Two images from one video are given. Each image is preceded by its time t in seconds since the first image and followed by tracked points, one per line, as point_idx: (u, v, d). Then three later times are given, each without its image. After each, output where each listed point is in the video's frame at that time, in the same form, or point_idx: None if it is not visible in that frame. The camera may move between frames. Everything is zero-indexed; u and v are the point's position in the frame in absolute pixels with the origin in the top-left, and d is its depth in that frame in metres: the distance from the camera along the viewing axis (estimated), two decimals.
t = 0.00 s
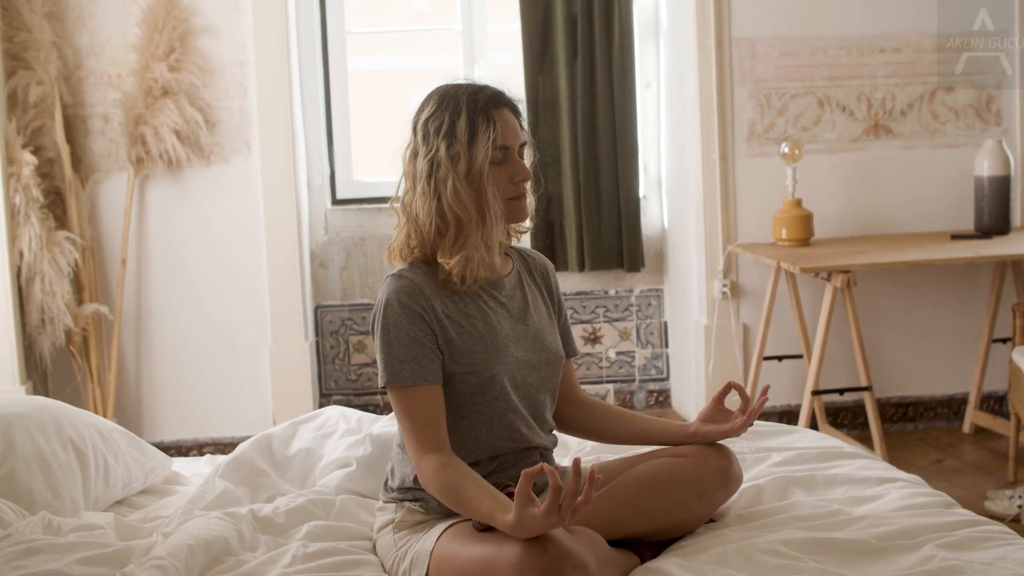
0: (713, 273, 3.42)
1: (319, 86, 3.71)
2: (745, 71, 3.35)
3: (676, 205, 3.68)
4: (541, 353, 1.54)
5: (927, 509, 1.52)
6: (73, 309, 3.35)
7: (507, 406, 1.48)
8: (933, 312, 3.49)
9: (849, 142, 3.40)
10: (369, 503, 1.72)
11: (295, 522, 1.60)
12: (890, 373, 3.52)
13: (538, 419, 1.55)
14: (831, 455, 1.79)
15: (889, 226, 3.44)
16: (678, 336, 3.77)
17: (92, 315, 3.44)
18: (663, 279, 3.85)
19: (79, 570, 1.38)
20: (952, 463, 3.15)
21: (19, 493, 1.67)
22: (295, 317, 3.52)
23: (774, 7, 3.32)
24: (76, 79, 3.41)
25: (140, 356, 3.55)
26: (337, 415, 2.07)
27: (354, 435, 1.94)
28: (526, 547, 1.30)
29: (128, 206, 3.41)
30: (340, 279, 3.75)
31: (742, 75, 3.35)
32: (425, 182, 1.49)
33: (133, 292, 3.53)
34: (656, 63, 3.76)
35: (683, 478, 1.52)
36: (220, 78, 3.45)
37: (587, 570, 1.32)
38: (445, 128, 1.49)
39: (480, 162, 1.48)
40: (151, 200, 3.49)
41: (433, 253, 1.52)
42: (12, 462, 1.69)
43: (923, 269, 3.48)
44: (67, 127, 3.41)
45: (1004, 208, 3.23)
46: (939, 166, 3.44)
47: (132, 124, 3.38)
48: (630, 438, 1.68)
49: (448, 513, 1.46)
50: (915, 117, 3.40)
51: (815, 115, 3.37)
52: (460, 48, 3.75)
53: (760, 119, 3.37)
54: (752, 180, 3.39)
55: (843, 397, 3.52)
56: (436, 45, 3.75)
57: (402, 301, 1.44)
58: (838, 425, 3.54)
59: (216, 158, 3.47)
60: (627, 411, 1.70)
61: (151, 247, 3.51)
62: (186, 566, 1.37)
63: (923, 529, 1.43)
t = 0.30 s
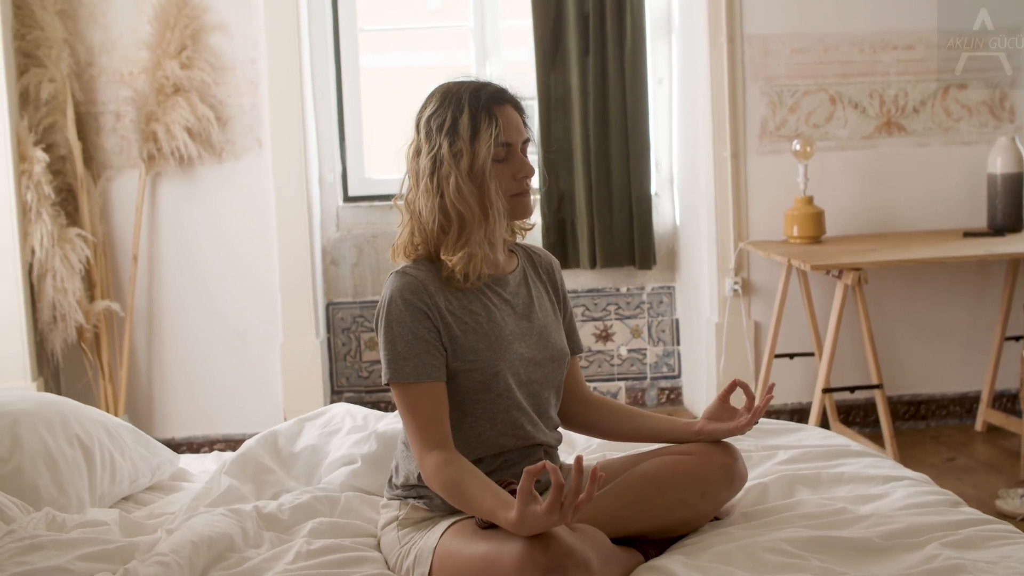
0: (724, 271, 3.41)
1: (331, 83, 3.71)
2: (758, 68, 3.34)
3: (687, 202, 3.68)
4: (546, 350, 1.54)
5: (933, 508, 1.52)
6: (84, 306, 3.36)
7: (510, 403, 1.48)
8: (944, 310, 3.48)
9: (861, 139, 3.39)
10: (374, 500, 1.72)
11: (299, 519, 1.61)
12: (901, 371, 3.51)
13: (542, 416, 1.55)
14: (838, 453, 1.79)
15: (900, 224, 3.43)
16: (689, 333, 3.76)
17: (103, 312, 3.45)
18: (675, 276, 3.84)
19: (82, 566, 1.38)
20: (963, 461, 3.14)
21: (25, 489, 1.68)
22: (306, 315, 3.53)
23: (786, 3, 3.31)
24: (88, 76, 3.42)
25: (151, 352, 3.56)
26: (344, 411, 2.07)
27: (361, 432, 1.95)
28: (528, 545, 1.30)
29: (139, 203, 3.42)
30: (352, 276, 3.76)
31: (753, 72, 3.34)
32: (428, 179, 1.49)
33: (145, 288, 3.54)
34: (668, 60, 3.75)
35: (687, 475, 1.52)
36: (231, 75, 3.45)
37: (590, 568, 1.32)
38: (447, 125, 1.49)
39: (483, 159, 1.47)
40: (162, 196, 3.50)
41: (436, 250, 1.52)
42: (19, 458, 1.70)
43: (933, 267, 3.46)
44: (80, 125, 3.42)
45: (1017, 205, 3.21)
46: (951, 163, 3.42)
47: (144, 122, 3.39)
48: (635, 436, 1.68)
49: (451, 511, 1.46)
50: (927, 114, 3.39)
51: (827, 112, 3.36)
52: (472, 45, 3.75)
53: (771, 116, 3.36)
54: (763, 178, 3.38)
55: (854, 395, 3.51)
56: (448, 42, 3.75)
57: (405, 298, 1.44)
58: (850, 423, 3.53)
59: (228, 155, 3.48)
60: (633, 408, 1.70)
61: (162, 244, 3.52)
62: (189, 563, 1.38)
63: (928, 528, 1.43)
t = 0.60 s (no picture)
0: (729, 270, 3.41)
1: (337, 82, 3.72)
2: (763, 68, 3.33)
3: (692, 202, 3.68)
4: (545, 350, 1.54)
5: (933, 508, 1.51)
6: (89, 306, 3.37)
7: (509, 402, 1.48)
8: (949, 309, 3.48)
9: (866, 139, 3.39)
10: (374, 500, 1.72)
11: (298, 519, 1.61)
12: (906, 371, 3.50)
13: (541, 416, 1.55)
14: (839, 453, 1.79)
15: (905, 224, 3.42)
16: (695, 332, 3.76)
17: (108, 311, 3.46)
18: (680, 276, 3.84)
19: (79, 565, 1.38)
20: (968, 461, 3.13)
21: (26, 488, 1.68)
22: (310, 314, 3.53)
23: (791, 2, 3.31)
24: (93, 76, 3.43)
25: (156, 351, 3.57)
26: (344, 411, 2.07)
27: (361, 432, 1.95)
28: (526, 544, 1.30)
29: (145, 202, 3.43)
30: (357, 275, 3.76)
31: (758, 71, 3.33)
32: (426, 179, 1.50)
33: (150, 287, 3.54)
34: (674, 59, 3.74)
35: (686, 475, 1.52)
36: (236, 75, 3.45)
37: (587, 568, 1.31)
38: (445, 125, 1.49)
39: (480, 159, 1.48)
40: (168, 196, 3.50)
41: (435, 250, 1.52)
42: (20, 458, 1.71)
43: (938, 266, 3.45)
44: (85, 124, 3.43)
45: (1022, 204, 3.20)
46: (956, 163, 3.42)
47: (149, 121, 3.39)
48: (635, 436, 1.67)
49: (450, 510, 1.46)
50: (933, 114, 3.38)
51: (832, 112, 3.36)
52: (477, 44, 3.75)
53: (776, 116, 3.36)
54: (767, 178, 3.38)
55: (859, 395, 3.50)
56: (452, 41, 3.75)
57: (404, 298, 1.44)
58: (855, 423, 3.52)
59: (232, 154, 3.48)
60: (633, 408, 1.70)
61: (167, 243, 3.52)
62: (187, 562, 1.38)
63: (927, 528, 1.43)
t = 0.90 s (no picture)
0: (742, 268, 3.40)
1: (350, 79, 3.72)
2: (776, 65, 3.32)
3: (705, 200, 3.67)
4: (551, 348, 1.54)
5: (940, 507, 1.51)
6: (103, 303, 3.39)
7: (514, 400, 1.48)
8: (962, 308, 3.46)
9: (880, 136, 3.37)
10: (381, 496, 1.73)
11: (305, 516, 1.61)
12: (919, 369, 3.49)
13: (546, 414, 1.55)
14: (848, 452, 1.78)
15: (919, 221, 3.41)
16: (709, 330, 3.75)
17: (122, 308, 3.48)
18: (694, 274, 3.83)
19: (84, 561, 1.39)
20: (981, 460, 3.11)
21: (35, 484, 1.69)
22: (323, 312, 3.54)
23: None
24: (107, 73, 3.44)
25: (169, 348, 3.58)
26: (352, 408, 2.08)
27: (369, 428, 1.95)
28: (529, 542, 1.30)
29: (158, 200, 3.44)
30: (370, 272, 3.77)
31: (771, 69, 3.33)
32: (432, 177, 1.50)
33: (164, 284, 3.56)
34: (688, 56, 3.73)
35: (691, 473, 1.51)
36: (249, 73, 3.46)
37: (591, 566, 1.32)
38: (452, 122, 1.49)
39: (487, 156, 1.48)
40: (181, 194, 3.51)
41: (441, 247, 1.52)
42: (28, 454, 1.72)
43: (951, 264, 3.44)
44: (99, 122, 3.44)
45: None
46: (970, 161, 3.40)
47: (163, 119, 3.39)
48: (642, 434, 1.67)
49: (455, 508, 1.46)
50: (947, 111, 3.37)
51: (846, 109, 3.35)
52: (490, 41, 3.75)
53: (789, 113, 3.35)
54: (780, 176, 3.37)
55: (872, 393, 3.49)
56: (466, 39, 3.75)
57: (409, 296, 1.44)
58: (869, 421, 3.51)
59: (246, 151, 3.49)
60: (639, 406, 1.70)
61: (180, 240, 3.53)
62: (192, 559, 1.39)
63: (934, 527, 1.42)
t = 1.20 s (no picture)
0: (753, 266, 3.39)
1: (362, 77, 3.73)
2: (788, 63, 3.32)
3: (717, 197, 3.67)
4: (556, 346, 1.54)
5: (947, 506, 1.50)
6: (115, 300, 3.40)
7: (519, 398, 1.49)
8: (974, 306, 3.44)
9: (893, 135, 3.36)
10: (386, 494, 1.73)
11: (310, 513, 1.62)
12: (930, 368, 3.48)
13: (551, 412, 1.55)
14: (856, 450, 1.78)
15: (931, 219, 3.39)
16: (722, 328, 3.74)
17: (134, 305, 3.49)
18: (706, 272, 3.82)
19: (87, 557, 1.39)
20: (992, 459, 3.10)
21: (41, 480, 1.70)
22: (334, 309, 3.54)
23: None
24: (119, 71, 3.45)
25: (182, 346, 3.59)
26: (359, 405, 2.08)
27: (376, 426, 1.95)
28: (532, 540, 1.30)
29: (170, 198, 3.45)
30: (382, 270, 3.77)
31: (784, 67, 3.32)
32: (438, 174, 1.50)
33: (176, 281, 3.56)
34: (700, 53, 3.73)
35: (696, 472, 1.51)
36: (260, 71, 3.47)
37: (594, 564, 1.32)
38: (457, 120, 1.49)
39: (492, 155, 1.48)
40: (193, 192, 3.52)
41: (446, 245, 1.52)
42: (34, 450, 1.73)
43: (962, 262, 3.42)
44: (111, 119, 3.46)
45: None
46: (983, 159, 3.38)
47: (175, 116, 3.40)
48: (647, 432, 1.67)
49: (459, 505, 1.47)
50: (960, 109, 3.35)
51: (859, 107, 3.34)
52: (502, 39, 3.74)
53: (801, 111, 3.34)
54: (792, 174, 3.36)
55: (884, 392, 3.48)
56: (478, 36, 3.75)
57: (414, 294, 1.45)
58: (881, 420, 3.50)
59: (258, 148, 3.49)
60: (645, 405, 1.70)
61: (192, 237, 3.54)
62: (197, 556, 1.39)
63: (938, 527, 1.42)
